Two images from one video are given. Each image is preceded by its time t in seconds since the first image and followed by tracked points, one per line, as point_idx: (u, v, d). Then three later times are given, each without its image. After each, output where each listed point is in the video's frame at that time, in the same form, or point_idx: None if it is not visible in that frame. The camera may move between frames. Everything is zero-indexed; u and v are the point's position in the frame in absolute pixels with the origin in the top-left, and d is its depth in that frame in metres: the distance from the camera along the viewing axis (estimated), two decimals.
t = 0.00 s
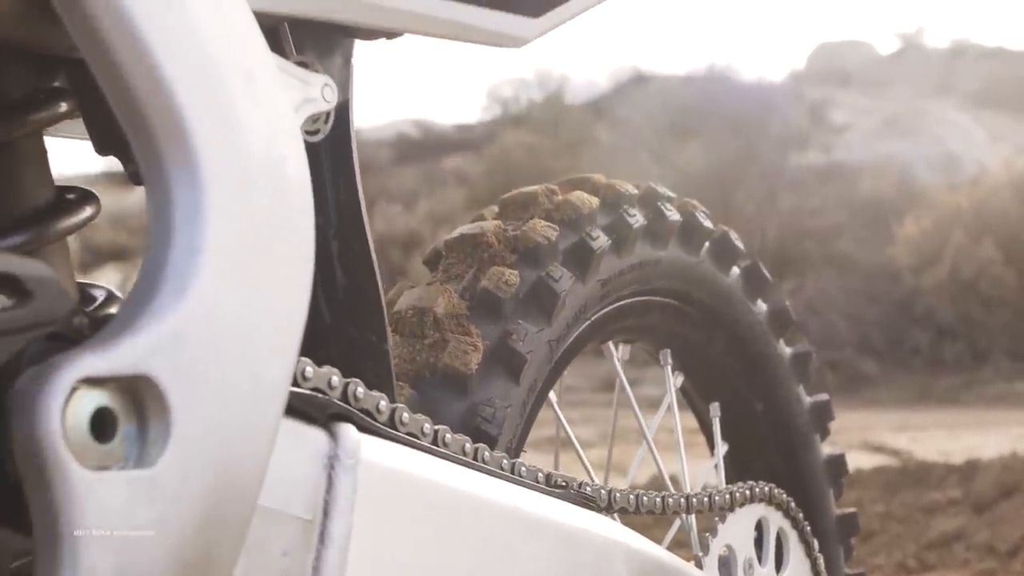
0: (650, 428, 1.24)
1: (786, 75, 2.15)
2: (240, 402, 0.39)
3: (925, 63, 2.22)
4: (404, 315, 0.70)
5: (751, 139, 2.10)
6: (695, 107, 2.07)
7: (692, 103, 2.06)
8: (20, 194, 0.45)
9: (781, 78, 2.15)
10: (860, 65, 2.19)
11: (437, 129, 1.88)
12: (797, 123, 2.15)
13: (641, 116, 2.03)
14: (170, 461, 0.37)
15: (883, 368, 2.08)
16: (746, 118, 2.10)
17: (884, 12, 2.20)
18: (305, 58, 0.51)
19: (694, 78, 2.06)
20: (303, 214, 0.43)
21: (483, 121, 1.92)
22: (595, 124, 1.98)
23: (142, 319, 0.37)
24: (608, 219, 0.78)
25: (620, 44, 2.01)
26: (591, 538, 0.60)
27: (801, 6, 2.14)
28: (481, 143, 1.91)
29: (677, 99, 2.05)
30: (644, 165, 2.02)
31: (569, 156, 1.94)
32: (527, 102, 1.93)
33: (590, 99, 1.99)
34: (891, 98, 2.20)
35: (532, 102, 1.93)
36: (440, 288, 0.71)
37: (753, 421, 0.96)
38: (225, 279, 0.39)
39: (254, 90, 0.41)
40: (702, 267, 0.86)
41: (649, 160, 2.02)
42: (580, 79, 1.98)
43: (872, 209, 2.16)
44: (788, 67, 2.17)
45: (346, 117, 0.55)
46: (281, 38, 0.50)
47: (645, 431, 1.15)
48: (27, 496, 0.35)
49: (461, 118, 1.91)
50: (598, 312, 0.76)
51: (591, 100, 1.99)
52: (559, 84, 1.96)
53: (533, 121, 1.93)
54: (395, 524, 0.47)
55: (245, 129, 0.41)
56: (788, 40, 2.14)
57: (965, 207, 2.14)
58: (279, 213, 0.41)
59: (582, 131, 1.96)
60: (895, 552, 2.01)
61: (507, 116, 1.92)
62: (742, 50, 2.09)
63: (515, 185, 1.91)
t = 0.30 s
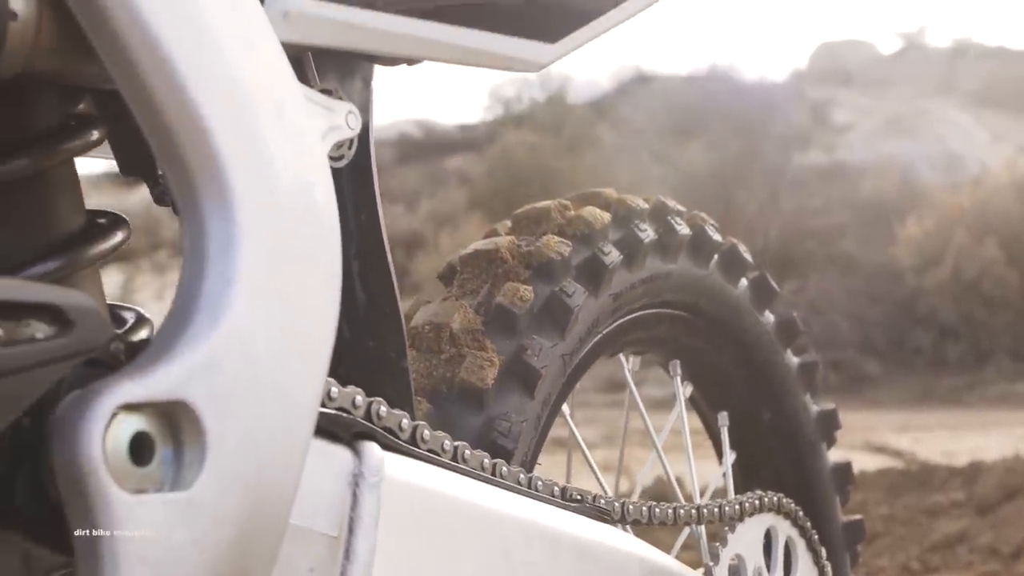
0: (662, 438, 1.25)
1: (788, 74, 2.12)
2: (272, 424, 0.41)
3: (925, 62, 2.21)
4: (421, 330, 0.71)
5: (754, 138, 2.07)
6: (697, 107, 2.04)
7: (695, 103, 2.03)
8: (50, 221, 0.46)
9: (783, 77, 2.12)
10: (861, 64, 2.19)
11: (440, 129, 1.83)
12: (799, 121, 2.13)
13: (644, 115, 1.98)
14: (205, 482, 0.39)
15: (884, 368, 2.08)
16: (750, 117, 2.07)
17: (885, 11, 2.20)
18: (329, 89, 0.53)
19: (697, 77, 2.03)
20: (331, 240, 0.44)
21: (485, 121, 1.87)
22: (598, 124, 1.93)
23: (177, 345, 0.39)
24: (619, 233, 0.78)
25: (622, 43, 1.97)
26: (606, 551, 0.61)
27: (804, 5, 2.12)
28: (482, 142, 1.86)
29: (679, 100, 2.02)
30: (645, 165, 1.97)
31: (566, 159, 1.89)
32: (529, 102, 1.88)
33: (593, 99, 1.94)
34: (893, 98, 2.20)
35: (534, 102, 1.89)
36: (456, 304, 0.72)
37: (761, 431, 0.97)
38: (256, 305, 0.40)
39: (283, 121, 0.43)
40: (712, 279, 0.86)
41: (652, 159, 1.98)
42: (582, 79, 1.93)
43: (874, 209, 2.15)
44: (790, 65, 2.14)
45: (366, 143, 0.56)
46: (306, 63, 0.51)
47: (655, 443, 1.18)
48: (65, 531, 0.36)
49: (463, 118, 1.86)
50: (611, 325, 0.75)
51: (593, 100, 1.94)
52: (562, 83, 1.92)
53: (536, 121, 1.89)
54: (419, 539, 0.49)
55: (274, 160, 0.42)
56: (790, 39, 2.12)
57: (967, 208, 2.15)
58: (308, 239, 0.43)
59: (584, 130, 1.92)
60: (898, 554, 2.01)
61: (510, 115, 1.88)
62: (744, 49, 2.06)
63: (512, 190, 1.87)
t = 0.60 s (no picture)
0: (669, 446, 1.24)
1: (792, 75, 2.09)
2: (304, 447, 0.42)
3: (931, 62, 2.20)
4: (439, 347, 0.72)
5: (760, 137, 2.04)
6: (700, 108, 1.99)
7: (698, 105, 1.98)
8: (84, 247, 0.47)
9: (787, 79, 2.09)
10: (866, 64, 2.17)
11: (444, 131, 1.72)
12: (804, 122, 2.10)
13: (647, 117, 1.92)
14: (240, 504, 0.40)
15: (889, 371, 2.08)
16: (754, 118, 2.03)
17: (889, 11, 2.18)
18: (356, 116, 0.53)
19: (702, 79, 2.00)
20: (359, 266, 0.46)
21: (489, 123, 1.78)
22: (601, 126, 1.87)
23: (213, 372, 0.40)
24: (632, 249, 0.78)
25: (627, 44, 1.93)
26: (623, 565, 0.62)
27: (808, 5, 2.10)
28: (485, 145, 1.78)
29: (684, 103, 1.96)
30: (647, 165, 1.91)
31: (570, 160, 1.82)
32: (532, 104, 1.84)
33: (598, 99, 1.89)
34: (897, 98, 2.19)
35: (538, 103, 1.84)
36: (474, 320, 0.73)
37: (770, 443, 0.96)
38: (289, 333, 0.41)
39: (314, 152, 0.44)
40: (721, 293, 0.85)
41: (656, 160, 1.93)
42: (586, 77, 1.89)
43: (879, 211, 2.13)
44: (794, 67, 2.11)
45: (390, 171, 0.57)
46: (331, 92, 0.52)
47: (664, 447, 1.18)
48: (103, 535, 0.37)
49: (468, 119, 1.76)
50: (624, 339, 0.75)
51: (598, 100, 1.88)
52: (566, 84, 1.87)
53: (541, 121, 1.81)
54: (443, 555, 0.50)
55: (306, 190, 0.43)
56: (795, 38, 2.09)
57: (974, 213, 2.14)
58: (338, 266, 0.44)
59: (588, 132, 1.85)
60: (904, 558, 2.03)
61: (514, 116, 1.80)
62: (750, 50, 2.03)
63: (515, 191, 1.77)
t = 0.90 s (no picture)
0: (683, 456, 1.26)
1: (797, 76, 2.06)
2: (337, 471, 0.43)
3: (937, 62, 2.15)
4: (459, 363, 0.70)
5: (764, 136, 2.01)
6: (703, 108, 1.98)
7: (702, 105, 1.97)
8: (118, 273, 0.48)
9: (792, 80, 2.06)
10: (873, 64, 2.12)
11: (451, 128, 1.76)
12: (809, 122, 2.06)
13: (652, 119, 1.91)
14: (275, 526, 0.42)
15: (896, 372, 2.05)
16: (757, 117, 2.01)
17: (894, 10, 2.15)
18: (382, 143, 0.54)
19: (706, 79, 1.98)
20: (389, 294, 0.47)
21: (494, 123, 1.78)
22: (606, 126, 1.87)
23: (249, 399, 0.41)
24: (648, 264, 0.76)
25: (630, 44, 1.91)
26: None
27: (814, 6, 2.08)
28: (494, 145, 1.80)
29: (687, 102, 1.95)
30: (656, 168, 1.92)
31: (576, 162, 1.84)
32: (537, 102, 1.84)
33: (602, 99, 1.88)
34: (903, 99, 2.14)
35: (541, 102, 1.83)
36: (491, 335, 0.71)
37: (784, 453, 0.95)
38: (320, 359, 0.43)
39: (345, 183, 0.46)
40: (737, 306, 0.84)
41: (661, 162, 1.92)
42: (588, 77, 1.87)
43: (885, 213, 2.08)
44: (799, 68, 2.07)
45: (413, 197, 0.58)
46: (358, 122, 0.52)
47: (675, 451, 1.18)
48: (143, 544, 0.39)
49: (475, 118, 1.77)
50: (639, 354, 0.74)
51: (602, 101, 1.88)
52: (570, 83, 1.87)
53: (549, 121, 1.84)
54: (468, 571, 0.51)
55: (337, 220, 0.45)
56: (799, 40, 2.05)
57: (979, 215, 2.09)
58: (368, 294, 0.46)
59: (592, 133, 1.85)
60: (912, 560, 2.04)
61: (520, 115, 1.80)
62: (755, 51, 2.01)
63: (521, 193, 1.81)
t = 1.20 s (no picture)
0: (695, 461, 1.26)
1: (806, 76, 2.02)
2: (370, 492, 0.45)
3: (945, 62, 2.11)
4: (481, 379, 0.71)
5: (774, 137, 1.99)
6: (714, 111, 1.94)
7: (712, 109, 1.93)
8: (154, 299, 0.49)
9: (801, 80, 2.02)
10: (883, 64, 2.07)
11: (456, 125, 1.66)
12: (819, 122, 2.03)
13: (662, 123, 1.89)
14: (312, 547, 0.43)
15: (905, 372, 2.05)
16: (767, 118, 1.98)
17: (903, 9, 2.10)
18: (410, 169, 0.55)
19: (716, 79, 1.94)
20: (419, 318, 0.49)
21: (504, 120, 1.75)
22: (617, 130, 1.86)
23: (287, 424, 0.43)
24: (665, 278, 0.77)
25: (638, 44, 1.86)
26: None
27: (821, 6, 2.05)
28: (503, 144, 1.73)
29: (698, 105, 1.92)
30: (665, 168, 1.90)
31: (585, 164, 1.83)
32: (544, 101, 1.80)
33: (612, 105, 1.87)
34: (913, 99, 2.09)
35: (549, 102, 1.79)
36: (512, 351, 0.72)
37: (797, 463, 0.96)
38: (354, 384, 0.45)
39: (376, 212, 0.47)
40: (751, 319, 0.85)
41: (671, 167, 1.90)
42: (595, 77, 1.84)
43: (894, 213, 2.07)
44: (808, 67, 2.03)
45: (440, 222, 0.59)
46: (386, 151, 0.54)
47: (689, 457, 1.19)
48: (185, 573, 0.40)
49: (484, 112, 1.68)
50: (656, 368, 0.75)
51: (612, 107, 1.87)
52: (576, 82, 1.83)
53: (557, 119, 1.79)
54: None
55: (369, 248, 0.46)
56: (808, 39, 2.02)
57: (988, 214, 2.11)
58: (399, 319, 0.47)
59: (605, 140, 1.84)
60: (922, 564, 2.03)
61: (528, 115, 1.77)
62: (764, 52, 1.97)
63: (529, 193, 1.78)
